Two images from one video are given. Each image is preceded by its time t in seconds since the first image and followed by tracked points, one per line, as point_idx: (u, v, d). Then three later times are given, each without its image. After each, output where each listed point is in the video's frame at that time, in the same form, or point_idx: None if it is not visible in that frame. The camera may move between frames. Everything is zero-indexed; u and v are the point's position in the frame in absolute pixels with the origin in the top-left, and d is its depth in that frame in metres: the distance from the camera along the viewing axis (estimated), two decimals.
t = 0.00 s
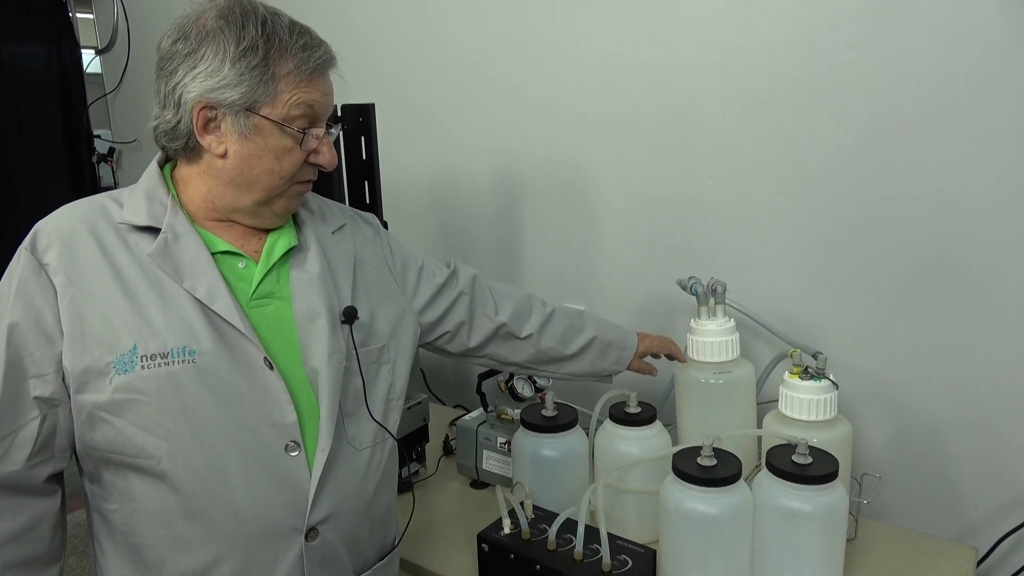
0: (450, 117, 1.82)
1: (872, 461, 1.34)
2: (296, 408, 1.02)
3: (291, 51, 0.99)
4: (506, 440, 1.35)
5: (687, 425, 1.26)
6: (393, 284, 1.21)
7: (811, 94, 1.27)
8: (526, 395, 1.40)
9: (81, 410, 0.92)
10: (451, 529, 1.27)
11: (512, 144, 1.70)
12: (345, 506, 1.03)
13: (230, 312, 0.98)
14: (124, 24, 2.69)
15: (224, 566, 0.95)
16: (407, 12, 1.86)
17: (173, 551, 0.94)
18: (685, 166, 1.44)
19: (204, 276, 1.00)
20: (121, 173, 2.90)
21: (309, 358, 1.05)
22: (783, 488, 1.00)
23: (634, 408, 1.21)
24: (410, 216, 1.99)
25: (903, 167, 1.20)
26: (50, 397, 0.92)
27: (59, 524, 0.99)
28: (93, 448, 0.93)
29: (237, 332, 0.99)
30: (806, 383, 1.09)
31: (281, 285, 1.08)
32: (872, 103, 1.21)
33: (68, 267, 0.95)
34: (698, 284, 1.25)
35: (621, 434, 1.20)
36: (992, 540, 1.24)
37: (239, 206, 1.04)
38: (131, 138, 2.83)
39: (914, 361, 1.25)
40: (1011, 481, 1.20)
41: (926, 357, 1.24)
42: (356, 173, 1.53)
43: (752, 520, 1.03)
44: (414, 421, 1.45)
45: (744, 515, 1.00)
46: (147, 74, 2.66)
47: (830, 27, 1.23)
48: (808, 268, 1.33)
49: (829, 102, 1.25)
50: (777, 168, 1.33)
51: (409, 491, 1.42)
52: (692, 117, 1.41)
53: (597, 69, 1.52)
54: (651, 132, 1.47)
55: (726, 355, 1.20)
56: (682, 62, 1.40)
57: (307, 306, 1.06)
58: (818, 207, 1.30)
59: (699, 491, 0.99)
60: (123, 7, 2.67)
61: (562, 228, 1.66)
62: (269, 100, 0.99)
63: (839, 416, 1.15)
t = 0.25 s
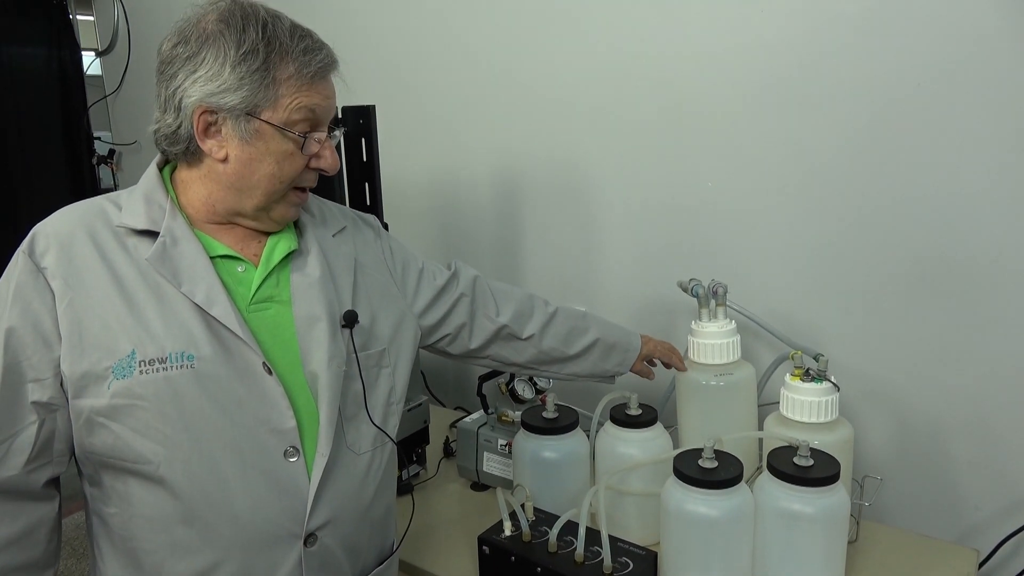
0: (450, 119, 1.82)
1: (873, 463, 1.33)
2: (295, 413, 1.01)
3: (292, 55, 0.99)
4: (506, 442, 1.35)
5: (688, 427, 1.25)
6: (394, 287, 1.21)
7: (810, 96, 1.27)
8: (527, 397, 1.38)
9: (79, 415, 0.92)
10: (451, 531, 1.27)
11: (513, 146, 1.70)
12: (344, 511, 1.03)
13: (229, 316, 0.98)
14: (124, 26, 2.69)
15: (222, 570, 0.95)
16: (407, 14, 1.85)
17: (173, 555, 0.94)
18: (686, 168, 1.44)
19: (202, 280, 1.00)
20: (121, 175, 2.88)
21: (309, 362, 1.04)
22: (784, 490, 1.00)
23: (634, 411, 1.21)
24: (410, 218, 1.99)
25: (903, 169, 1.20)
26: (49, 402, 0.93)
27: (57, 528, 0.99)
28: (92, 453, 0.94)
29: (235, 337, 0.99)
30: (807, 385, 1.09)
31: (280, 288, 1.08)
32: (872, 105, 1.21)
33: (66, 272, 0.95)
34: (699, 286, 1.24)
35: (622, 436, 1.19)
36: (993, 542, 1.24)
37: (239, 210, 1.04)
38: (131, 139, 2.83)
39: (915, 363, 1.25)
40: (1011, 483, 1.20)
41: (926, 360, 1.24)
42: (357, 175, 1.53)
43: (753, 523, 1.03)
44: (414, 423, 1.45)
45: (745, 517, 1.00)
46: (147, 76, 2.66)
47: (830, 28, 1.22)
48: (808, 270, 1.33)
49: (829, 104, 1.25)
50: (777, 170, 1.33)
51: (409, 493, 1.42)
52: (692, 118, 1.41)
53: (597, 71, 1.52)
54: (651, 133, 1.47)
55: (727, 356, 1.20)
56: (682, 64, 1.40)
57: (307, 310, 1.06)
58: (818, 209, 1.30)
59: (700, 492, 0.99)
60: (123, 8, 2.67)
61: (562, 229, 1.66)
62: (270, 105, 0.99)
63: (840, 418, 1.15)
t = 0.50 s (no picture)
0: (451, 120, 1.82)
1: (873, 463, 1.34)
2: (294, 414, 1.02)
3: (252, 36, 0.97)
4: (507, 442, 1.35)
5: (688, 426, 1.26)
6: (395, 287, 1.21)
7: (809, 97, 1.27)
8: (528, 397, 1.38)
9: (79, 416, 0.93)
10: (452, 531, 1.27)
11: (513, 147, 1.71)
12: (343, 512, 1.03)
13: (229, 318, 0.98)
14: (125, 27, 2.70)
15: (221, 571, 0.95)
16: (407, 15, 1.86)
17: (172, 556, 0.95)
18: (686, 169, 1.44)
19: (202, 281, 1.00)
20: (122, 175, 2.86)
21: (309, 364, 1.05)
22: (784, 489, 1.00)
23: (635, 410, 1.21)
24: (411, 218, 1.99)
25: (902, 170, 1.21)
26: (49, 403, 0.93)
27: (59, 529, 1.00)
28: (92, 453, 0.94)
29: (235, 338, 0.99)
30: (808, 385, 1.09)
31: (280, 289, 1.08)
32: (871, 106, 1.21)
33: (66, 273, 0.95)
34: (699, 286, 1.25)
35: (622, 436, 1.19)
36: (993, 542, 1.24)
37: (220, 202, 1.04)
38: (132, 140, 2.84)
39: (914, 363, 1.25)
40: (1011, 483, 1.20)
41: (926, 360, 1.24)
42: (358, 175, 1.53)
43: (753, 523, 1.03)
44: (415, 424, 1.45)
45: (746, 516, 1.00)
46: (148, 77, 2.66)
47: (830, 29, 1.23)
48: (807, 271, 1.33)
49: (829, 105, 1.25)
50: (777, 171, 1.33)
51: (409, 493, 1.42)
52: (692, 119, 1.41)
53: (597, 72, 1.53)
54: (650, 134, 1.48)
55: (727, 356, 1.20)
56: (681, 65, 1.40)
57: (308, 311, 1.07)
58: (818, 209, 1.30)
59: (700, 492, 0.99)
60: (124, 9, 2.67)
61: (562, 230, 1.66)
62: (231, 89, 0.98)
63: (841, 417, 1.15)
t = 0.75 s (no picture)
0: (451, 118, 1.82)
1: (873, 460, 1.34)
2: (291, 411, 1.02)
3: (208, 28, 0.96)
4: (507, 439, 1.35)
5: (688, 424, 1.26)
6: (396, 286, 1.21)
7: (808, 94, 1.27)
8: (527, 394, 1.39)
9: (76, 408, 0.93)
10: (450, 529, 1.28)
11: (513, 144, 1.71)
12: (339, 510, 1.03)
13: (227, 313, 0.99)
14: (125, 26, 2.70)
15: (216, 567, 0.95)
16: (408, 13, 1.86)
17: (167, 551, 0.94)
18: (686, 166, 1.44)
19: (201, 275, 1.00)
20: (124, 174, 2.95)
21: (307, 360, 1.05)
22: (784, 486, 1.00)
23: (635, 407, 1.22)
24: (411, 216, 1.99)
25: (901, 166, 1.21)
26: (47, 394, 0.93)
27: (55, 521, 1.00)
28: (89, 445, 0.94)
29: (233, 334, 1.00)
30: (807, 381, 1.09)
31: (280, 286, 1.08)
32: (870, 103, 1.21)
33: (67, 265, 0.95)
34: (699, 283, 1.25)
35: (622, 433, 1.20)
36: (993, 538, 1.24)
37: (193, 194, 1.06)
38: (134, 139, 2.84)
39: (914, 360, 1.25)
40: (1010, 480, 1.20)
41: (926, 356, 1.24)
42: (358, 172, 1.53)
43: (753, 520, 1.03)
44: (414, 421, 1.45)
45: (745, 514, 1.00)
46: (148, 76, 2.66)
47: (828, 26, 1.23)
48: (807, 267, 1.33)
49: (828, 101, 1.25)
50: (777, 167, 1.33)
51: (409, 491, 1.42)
52: (691, 116, 1.41)
53: (596, 70, 1.53)
54: (649, 131, 1.48)
55: (727, 353, 1.20)
56: (680, 62, 1.40)
57: (308, 307, 1.07)
58: (817, 206, 1.30)
59: (700, 488, 1.00)
60: (124, 8, 2.68)
61: (562, 227, 1.66)
62: (187, 81, 0.98)
63: (840, 414, 1.15)
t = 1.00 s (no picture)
0: (450, 117, 1.83)
1: (872, 456, 1.34)
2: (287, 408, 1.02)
3: (211, 35, 0.95)
4: (507, 436, 1.35)
5: (688, 421, 1.26)
6: (395, 286, 1.22)
7: (806, 92, 1.27)
8: (527, 392, 1.40)
9: (73, 405, 0.93)
10: (449, 526, 1.28)
11: (513, 143, 1.71)
12: (335, 510, 1.03)
13: (224, 311, 0.99)
14: (125, 25, 2.70)
15: (213, 565, 0.95)
16: (407, 12, 1.86)
17: (164, 549, 0.95)
18: (685, 165, 1.44)
19: (199, 272, 1.01)
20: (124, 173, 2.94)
21: (304, 359, 1.05)
22: (783, 482, 1.01)
23: (635, 404, 1.22)
24: (410, 215, 1.99)
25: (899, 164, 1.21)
26: (45, 391, 0.93)
27: (54, 518, 1.00)
28: (87, 442, 0.94)
29: (230, 331, 1.00)
30: (806, 378, 1.10)
31: (278, 285, 1.09)
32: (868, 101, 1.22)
33: (66, 262, 0.96)
34: (698, 280, 1.25)
35: (622, 429, 1.20)
36: (992, 535, 1.24)
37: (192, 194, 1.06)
38: (133, 138, 2.85)
39: (912, 357, 1.26)
40: (1009, 477, 1.21)
41: (924, 354, 1.25)
42: (357, 171, 1.53)
43: (753, 517, 1.03)
44: (414, 419, 1.45)
45: (745, 510, 1.01)
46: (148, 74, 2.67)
47: (827, 25, 1.23)
48: (805, 265, 1.34)
49: (827, 100, 1.25)
50: (775, 166, 1.33)
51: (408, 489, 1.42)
52: (689, 115, 1.42)
53: (595, 69, 1.53)
54: (648, 130, 1.48)
55: (727, 350, 1.20)
56: (679, 61, 1.41)
57: (306, 306, 1.07)
58: (815, 204, 1.30)
59: (699, 485, 1.00)
60: (123, 7, 2.68)
61: (561, 225, 1.67)
62: (190, 87, 0.97)
63: (839, 411, 1.16)
